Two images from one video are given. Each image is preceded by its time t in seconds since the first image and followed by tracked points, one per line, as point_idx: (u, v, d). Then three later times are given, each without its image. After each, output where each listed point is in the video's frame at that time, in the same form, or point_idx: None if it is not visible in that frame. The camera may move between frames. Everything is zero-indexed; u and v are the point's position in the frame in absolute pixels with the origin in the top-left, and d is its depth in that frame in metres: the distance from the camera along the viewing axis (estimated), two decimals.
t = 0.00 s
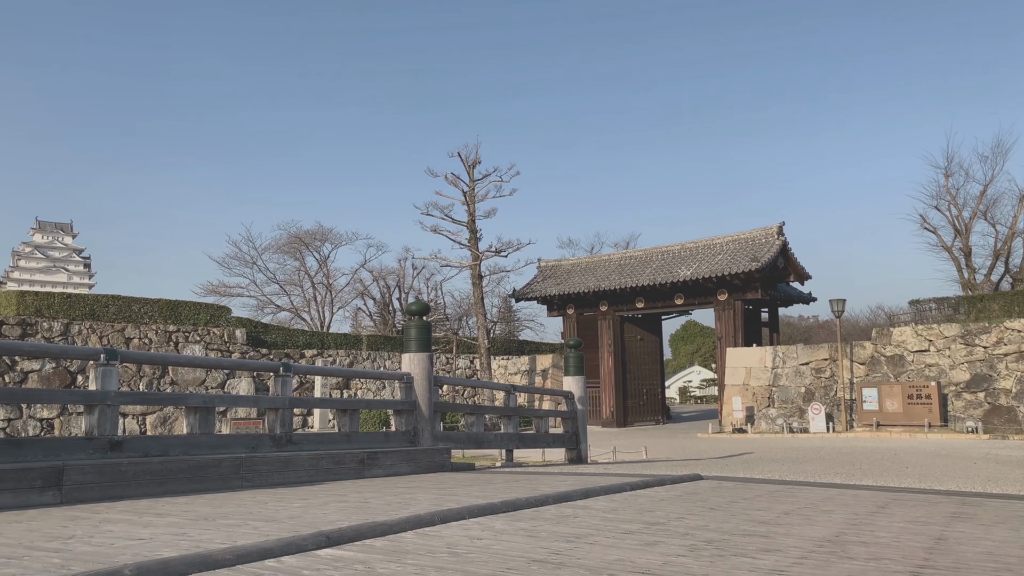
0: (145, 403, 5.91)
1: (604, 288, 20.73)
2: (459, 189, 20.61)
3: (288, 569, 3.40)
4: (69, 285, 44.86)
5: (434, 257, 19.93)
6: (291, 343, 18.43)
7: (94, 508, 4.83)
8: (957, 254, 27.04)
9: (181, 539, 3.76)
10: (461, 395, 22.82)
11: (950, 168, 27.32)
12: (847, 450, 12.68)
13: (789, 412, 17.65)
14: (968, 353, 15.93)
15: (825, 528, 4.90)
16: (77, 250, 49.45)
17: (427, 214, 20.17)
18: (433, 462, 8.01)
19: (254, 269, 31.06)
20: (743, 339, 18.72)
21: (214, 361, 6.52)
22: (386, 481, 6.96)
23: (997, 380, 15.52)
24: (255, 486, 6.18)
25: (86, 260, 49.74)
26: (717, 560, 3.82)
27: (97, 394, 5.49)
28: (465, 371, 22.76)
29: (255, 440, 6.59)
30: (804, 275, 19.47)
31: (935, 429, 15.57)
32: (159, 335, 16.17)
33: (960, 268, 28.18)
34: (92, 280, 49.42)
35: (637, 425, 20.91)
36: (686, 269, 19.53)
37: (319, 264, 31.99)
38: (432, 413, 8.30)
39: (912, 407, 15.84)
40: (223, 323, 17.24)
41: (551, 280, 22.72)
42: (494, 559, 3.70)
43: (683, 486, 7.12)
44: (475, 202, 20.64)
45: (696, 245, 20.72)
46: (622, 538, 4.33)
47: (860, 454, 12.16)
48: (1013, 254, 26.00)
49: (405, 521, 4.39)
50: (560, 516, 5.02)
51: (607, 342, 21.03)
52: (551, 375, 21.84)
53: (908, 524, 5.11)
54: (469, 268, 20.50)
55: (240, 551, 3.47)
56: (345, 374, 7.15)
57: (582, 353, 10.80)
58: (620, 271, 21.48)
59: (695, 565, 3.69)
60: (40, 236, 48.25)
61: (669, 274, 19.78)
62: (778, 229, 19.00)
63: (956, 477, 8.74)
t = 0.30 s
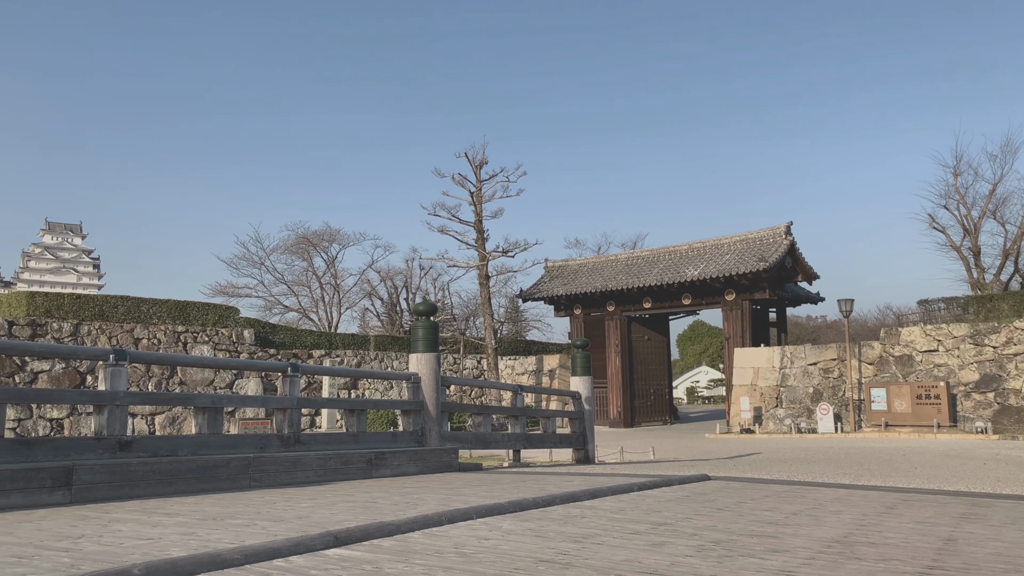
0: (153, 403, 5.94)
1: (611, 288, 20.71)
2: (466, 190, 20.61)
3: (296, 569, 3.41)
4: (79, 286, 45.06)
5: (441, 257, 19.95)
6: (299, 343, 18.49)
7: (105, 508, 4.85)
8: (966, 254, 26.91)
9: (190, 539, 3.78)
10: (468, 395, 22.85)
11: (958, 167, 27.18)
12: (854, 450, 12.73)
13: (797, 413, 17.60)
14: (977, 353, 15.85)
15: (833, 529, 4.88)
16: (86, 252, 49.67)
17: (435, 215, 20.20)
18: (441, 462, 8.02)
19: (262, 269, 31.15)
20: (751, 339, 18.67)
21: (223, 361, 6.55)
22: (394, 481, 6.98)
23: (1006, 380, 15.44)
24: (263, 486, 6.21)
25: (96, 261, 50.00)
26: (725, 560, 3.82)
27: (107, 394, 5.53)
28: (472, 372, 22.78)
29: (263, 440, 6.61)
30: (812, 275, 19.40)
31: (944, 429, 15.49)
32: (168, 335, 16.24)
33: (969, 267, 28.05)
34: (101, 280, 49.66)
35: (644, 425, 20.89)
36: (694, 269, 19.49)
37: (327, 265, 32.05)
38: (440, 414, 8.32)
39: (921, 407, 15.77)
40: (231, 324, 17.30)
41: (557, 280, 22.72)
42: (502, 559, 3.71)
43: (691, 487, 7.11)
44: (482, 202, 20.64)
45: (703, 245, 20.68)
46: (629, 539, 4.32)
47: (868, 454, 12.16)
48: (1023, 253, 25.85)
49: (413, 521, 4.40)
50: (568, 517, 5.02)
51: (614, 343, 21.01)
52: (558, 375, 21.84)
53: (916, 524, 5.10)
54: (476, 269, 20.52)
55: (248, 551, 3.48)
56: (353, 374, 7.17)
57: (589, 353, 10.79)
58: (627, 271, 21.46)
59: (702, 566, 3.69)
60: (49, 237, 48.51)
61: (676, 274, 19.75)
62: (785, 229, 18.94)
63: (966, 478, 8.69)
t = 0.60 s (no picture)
0: (163, 403, 5.97)
1: (618, 288, 20.69)
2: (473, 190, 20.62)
3: (304, 569, 3.43)
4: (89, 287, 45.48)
5: (449, 258, 19.97)
6: (307, 344, 18.55)
7: (114, 507, 4.89)
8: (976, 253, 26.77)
9: (199, 539, 3.80)
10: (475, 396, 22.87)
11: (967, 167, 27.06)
12: (862, 450, 12.77)
13: (806, 413, 17.56)
14: (987, 353, 15.76)
15: (842, 529, 4.87)
16: (96, 253, 49.97)
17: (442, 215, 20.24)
18: (448, 462, 8.03)
19: (270, 270, 31.27)
20: (759, 339, 18.62)
21: (231, 361, 6.58)
22: (402, 481, 7.00)
23: (1016, 380, 15.34)
24: (272, 486, 6.23)
25: (106, 262, 50.31)
26: (733, 561, 3.81)
27: (117, 394, 5.56)
28: (480, 372, 22.81)
29: (272, 440, 6.64)
30: (820, 275, 19.34)
31: (953, 430, 15.41)
32: (177, 336, 16.32)
33: (979, 267, 27.91)
34: (111, 281, 49.98)
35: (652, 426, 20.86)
36: (701, 269, 19.45)
37: (335, 265, 32.13)
38: (447, 414, 8.33)
39: (931, 407, 15.70)
40: (240, 324, 17.37)
41: (565, 281, 22.71)
42: (509, 559, 3.71)
43: (699, 487, 7.10)
44: (489, 203, 20.65)
45: (711, 245, 20.64)
46: (637, 539, 4.32)
47: (876, 454, 12.14)
48: None
49: (421, 521, 4.41)
50: (575, 517, 5.02)
51: (622, 343, 20.99)
52: (566, 376, 21.82)
53: (926, 525, 5.07)
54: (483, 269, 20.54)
55: (257, 551, 3.50)
56: (361, 373, 7.18)
57: (596, 353, 10.78)
58: (635, 271, 21.43)
59: (710, 566, 3.69)
60: (59, 239, 48.76)
61: (684, 274, 19.71)
62: (794, 229, 18.89)
63: (975, 478, 8.64)
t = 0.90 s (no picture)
0: (171, 403, 6.00)
1: (626, 288, 20.67)
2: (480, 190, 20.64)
3: (312, 569, 3.44)
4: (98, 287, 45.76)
5: (456, 258, 20.00)
6: (316, 344, 18.61)
7: (123, 507, 4.92)
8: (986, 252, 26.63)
9: (208, 539, 3.82)
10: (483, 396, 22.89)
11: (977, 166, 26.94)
12: (870, 450, 12.82)
13: (814, 413, 17.48)
14: (997, 354, 15.67)
15: (850, 530, 4.86)
16: (105, 253, 50.23)
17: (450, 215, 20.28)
18: (456, 462, 8.05)
19: (278, 271, 31.38)
20: (767, 339, 18.57)
21: (239, 362, 6.61)
22: (409, 481, 7.01)
23: None
24: (280, 486, 6.26)
25: (115, 263, 50.54)
26: (741, 561, 3.81)
27: (126, 394, 5.60)
28: (487, 372, 22.82)
29: (280, 440, 6.67)
30: (829, 275, 19.29)
31: (963, 430, 15.32)
32: (186, 336, 16.38)
33: (988, 267, 27.77)
34: (120, 282, 50.30)
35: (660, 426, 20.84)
36: (709, 269, 19.42)
37: (343, 266, 32.21)
38: (455, 414, 8.35)
39: (940, 407, 15.63)
40: (248, 325, 17.44)
41: (572, 281, 22.71)
42: (517, 559, 3.72)
43: (707, 488, 7.09)
44: (496, 203, 20.67)
45: (719, 245, 20.60)
46: (645, 539, 4.32)
47: (885, 454, 12.11)
48: None
49: (428, 521, 4.43)
50: (583, 517, 5.02)
51: (629, 343, 20.97)
52: (573, 376, 21.82)
53: (935, 526, 5.06)
54: (491, 270, 20.54)
55: (265, 550, 3.52)
56: (369, 373, 7.19)
57: (604, 354, 10.77)
58: (642, 271, 21.41)
59: (719, 567, 3.69)
60: (69, 240, 49.05)
61: (692, 274, 19.69)
62: (802, 228, 18.84)
63: (985, 479, 8.59)
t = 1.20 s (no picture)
0: (179, 404, 6.03)
1: (633, 288, 20.65)
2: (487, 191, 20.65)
3: (320, 568, 3.45)
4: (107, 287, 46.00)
5: (463, 258, 20.02)
6: (323, 344, 18.66)
7: (132, 507, 4.95)
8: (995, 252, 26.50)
9: (216, 538, 3.84)
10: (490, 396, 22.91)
11: (985, 165, 26.81)
12: (878, 450, 12.84)
13: (822, 413, 17.45)
14: (1006, 353, 15.57)
15: (859, 531, 4.84)
16: (114, 254, 50.45)
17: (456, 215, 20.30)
18: (463, 462, 8.06)
19: (286, 271, 31.47)
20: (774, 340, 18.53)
21: (247, 362, 6.63)
22: (416, 481, 7.03)
23: None
24: (288, 486, 6.28)
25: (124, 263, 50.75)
26: (748, 562, 3.81)
27: (135, 394, 5.63)
28: (494, 373, 22.84)
29: (288, 440, 6.69)
30: (837, 275, 19.23)
31: (971, 430, 15.25)
32: (194, 337, 16.45)
33: (997, 266, 27.62)
34: (129, 283, 50.57)
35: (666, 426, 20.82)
36: (716, 269, 19.38)
37: (350, 266, 32.29)
38: (462, 414, 8.36)
39: (949, 408, 15.56)
40: (256, 325, 17.50)
41: (579, 281, 22.70)
42: (524, 559, 3.73)
43: (715, 488, 7.08)
44: (503, 203, 20.67)
45: (726, 245, 20.56)
46: (652, 540, 4.32)
47: (893, 455, 12.07)
48: None
49: (436, 521, 4.44)
50: (590, 517, 5.02)
51: (636, 343, 20.95)
52: (580, 376, 21.81)
53: (944, 527, 5.04)
54: (498, 270, 20.56)
55: (273, 550, 3.54)
56: (376, 373, 7.21)
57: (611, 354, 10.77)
58: (649, 271, 21.38)
59: (727, 567, 3.69)
60: (78, 240, 49.34)
61: (698, 274, 19.65)
62: (809, 228, 18.77)
63: (994, 480, 8.55)
